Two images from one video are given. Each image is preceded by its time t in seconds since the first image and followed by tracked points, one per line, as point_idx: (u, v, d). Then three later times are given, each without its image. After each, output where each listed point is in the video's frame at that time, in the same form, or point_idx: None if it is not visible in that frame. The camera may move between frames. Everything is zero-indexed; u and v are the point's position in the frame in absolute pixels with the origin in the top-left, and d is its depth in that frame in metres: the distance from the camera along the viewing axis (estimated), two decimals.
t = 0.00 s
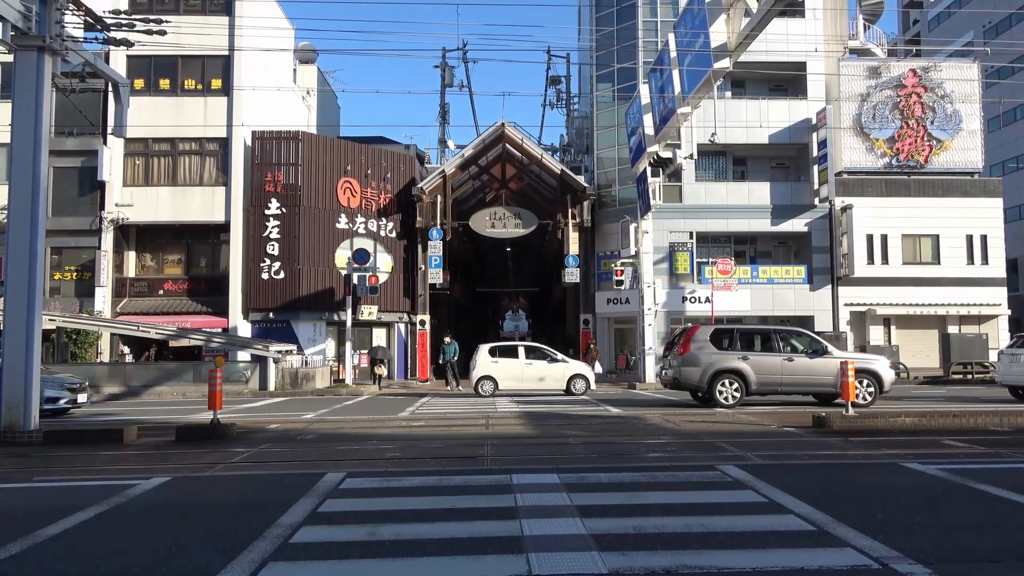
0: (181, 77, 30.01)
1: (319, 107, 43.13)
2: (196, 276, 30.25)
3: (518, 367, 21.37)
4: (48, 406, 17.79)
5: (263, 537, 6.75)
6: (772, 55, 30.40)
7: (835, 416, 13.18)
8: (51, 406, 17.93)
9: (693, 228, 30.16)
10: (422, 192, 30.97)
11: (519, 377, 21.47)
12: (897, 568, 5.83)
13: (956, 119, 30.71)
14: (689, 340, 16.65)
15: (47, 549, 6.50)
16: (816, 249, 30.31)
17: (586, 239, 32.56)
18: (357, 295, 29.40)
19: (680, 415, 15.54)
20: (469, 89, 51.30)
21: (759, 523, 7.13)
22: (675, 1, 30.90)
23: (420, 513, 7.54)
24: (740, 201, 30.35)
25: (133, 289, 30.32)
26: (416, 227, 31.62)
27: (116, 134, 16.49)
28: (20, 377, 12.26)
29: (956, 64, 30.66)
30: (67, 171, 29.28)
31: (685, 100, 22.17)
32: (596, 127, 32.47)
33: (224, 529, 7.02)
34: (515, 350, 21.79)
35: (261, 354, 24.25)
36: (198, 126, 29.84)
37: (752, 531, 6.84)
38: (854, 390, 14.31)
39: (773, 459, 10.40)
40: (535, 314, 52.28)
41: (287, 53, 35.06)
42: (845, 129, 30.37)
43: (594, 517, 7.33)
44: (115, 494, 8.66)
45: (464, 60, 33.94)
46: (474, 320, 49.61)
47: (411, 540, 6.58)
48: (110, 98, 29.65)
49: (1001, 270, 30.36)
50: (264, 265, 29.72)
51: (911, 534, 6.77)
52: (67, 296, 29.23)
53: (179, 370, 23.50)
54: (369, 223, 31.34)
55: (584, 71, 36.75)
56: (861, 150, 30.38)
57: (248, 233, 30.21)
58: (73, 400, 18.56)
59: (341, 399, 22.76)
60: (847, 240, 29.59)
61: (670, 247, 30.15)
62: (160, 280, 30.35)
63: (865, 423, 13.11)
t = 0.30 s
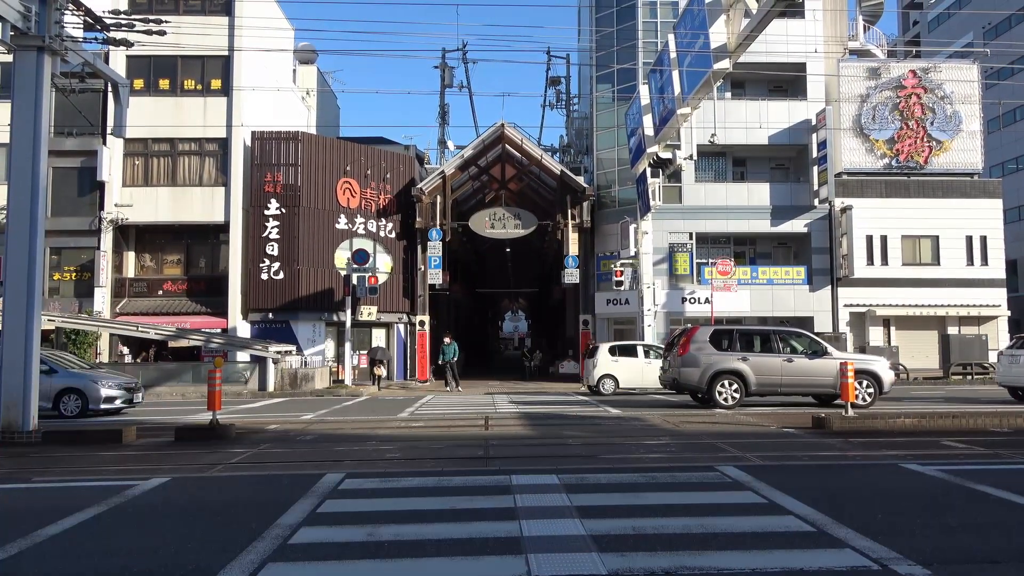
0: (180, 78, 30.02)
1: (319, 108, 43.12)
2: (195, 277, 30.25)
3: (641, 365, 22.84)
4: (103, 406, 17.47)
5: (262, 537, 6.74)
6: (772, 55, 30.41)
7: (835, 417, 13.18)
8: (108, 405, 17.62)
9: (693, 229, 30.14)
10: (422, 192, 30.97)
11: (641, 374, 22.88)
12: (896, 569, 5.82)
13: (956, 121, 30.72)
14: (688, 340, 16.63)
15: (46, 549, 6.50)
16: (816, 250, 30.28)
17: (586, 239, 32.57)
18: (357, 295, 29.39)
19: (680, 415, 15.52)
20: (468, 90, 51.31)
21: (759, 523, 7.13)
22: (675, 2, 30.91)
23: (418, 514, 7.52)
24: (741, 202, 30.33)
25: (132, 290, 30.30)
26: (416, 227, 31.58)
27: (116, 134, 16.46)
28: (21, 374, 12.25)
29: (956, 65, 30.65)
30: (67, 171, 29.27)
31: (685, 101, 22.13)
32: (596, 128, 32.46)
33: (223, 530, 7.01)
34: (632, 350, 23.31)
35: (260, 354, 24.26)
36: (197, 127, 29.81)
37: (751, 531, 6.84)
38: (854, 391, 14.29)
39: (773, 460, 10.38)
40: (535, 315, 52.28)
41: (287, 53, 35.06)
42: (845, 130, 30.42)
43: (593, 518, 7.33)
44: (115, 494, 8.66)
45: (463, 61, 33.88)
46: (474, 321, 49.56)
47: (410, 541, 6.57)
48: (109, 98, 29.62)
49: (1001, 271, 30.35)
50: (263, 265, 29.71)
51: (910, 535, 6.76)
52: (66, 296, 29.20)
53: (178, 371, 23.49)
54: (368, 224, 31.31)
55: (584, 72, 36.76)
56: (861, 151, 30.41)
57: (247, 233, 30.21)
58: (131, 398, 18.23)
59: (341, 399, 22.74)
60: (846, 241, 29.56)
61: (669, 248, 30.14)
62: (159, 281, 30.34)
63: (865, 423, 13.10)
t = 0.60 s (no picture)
0: (180, 78, 30.03)
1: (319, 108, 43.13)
2: (195, 277, 30.27)
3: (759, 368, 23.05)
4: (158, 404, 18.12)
5: (261, 538, 6.75)
6: (771, 56, 30.47)
7: (834, 418, 13.21)
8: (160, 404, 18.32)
9: (693, 230, 30.21)
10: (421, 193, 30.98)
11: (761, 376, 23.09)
12: (895, 570, 5.84)
13: (954, 122, 30.73)
14: (688, 341, 16.65)
15: (46, 549, 6.51)
16: (815, 251, 30.33)
17: (585, 240, 32.59)
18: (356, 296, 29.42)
19: (680, 416, 15.54)
20: (468, 90, 51.34)
21: (757, 524, 7.15)
22: (675, 3, 30.95)
23: (418, 514, 7.54)
24: (740, 203, 30.36)
25: (132, 290, 30.32)
26: (416, 228, 31.59)
27: (115, 134, 16.47)
28: (20, 375, 12.27)
29: (955, 67, 30.63)
30: (66, 171, 29.28)
31: (684, 102, 22.17)
32: (596, 128, 32.48)
33: (223, 530, 7.03)
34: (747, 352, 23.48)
35: (260, 354, 24.27)
36: (197, 127, 29.82)
37: (749, 532, 6.86)
38: (852, 392, 14.32)
39: (772, 461, 10.41)
40: (535, 315, 52.37)
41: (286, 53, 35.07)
42: (845, 132, 30.40)
43: (592, 518, 7.34)
44: (115, 494, 8.67)
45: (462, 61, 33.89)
46: (474, 321, 49.61)
47: (410, 541, 6.59)
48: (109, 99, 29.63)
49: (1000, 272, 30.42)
50: (263, 265, 29.72)
51: (908, 536, 6.79)
52: (65, 296, 29.22)
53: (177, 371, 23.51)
54: (368, 224, 31.32)
55: (584, 73, 36.80)
56: (860, 153, 30.42)
57: (247, 233, 30.23)
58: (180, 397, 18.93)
59: (340, 399, 22.77)
60: (845, 242, 29.60)
61: (668, 249, 30.20)
62: (159, 280, 30.36)
63: (863, 424, 13.13)
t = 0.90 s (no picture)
0: (180, 78, 30.02)
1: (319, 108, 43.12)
2: (194, 277, 30.28)
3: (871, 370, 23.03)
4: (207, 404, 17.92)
5: (261, 538, 6.74)
6: (771, 57, 30.52)
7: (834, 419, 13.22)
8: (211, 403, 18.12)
9: (693, 231, 30.25)
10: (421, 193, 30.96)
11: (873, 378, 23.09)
12: (895, 571, 5.84)
13: (954, 123, 30.72)
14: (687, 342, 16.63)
15: (46, 549, 6.50)
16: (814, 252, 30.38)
17: (585, 240, 32.61)
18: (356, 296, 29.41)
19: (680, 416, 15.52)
20: (468, 91, 51.33)
21: (757, 525, 7.15)
22: (675, 4, 30.93)
23: (417, 515, 7.53)
24: (740, 204, 30.38)
25: (132, 290, 30.32)
26: (416, 227, 31.58)
27: (115, 134, 16.45)
28: (20, 375, 12.25)
29: (955, 67, 30.52)
30: (66, 171, 29.28)
31: (684, 103, 22.16)
32: (596, 129, 32.49)
33: (222, 530, 7.02)
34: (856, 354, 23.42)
35: (260, 354, 24.27)
36: (196, 127, 29.81)
37: (749, 533, 6.85)
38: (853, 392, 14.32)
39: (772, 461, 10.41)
40: (534, 315, 52.36)
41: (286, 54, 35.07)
42: (844, 133, 30.40)
43: (592, 519, 7.34)
44: (114, 494, 8.66)
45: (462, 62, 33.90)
46: (473, 321, 49.58)
47: (408, 542, 6.57)
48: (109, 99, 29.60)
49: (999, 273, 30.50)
50: (263, 266, 29.71)
51: (907, 537, 6.79)
52: (65, 296, 29.23)
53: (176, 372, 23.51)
54: (368, 224, 31.31)
55: (584, 73, 36.81)
56: (860, 154, 30.41)
57: (247, 233, 30.20)
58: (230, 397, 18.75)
59: (339, 399, 22.76)
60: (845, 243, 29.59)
61: (669, 249, 30.21)
62: (159, 281, 30.36)
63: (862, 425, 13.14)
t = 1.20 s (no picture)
0: (181, 78, 30.02)
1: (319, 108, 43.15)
2: (195, 278, 30.37)
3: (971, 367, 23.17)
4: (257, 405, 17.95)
5: (262, 539, 6.76)
6: (771, 58, 30.51)
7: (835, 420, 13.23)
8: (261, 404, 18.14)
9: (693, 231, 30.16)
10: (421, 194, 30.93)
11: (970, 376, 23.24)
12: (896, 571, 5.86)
13: (955, 124, 30.76)
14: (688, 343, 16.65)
15: (48, 549, 6.53)
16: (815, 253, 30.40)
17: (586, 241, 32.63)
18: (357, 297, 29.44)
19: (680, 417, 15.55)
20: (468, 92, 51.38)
21: (758, 525, 7.16)
22: (675, 4, 30.87)
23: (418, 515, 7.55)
24: (741, 204, 30.36)
25: (133, 290, 30.36)
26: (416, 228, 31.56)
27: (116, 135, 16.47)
28: (22, 377, 12.26)
29: (956, 68, 30.44)
30: (66, 171, 29.30)
31: (684, 104, 22.10)
32: (596, 129, 32.52)
33: (224, 531, 7.04)
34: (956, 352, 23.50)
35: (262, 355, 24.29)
36: (197, 127, 29.80)
37: (750, 534, 6.86)
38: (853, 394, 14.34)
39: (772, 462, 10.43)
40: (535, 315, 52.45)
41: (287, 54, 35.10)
42: (845, 133, 30.46)
43: (593, 519, 7.36)
44: (116, 494, 8.68)
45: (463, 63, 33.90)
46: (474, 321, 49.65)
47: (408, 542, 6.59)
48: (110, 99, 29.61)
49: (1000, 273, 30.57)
50: (263, 266, 29.72)
51: (907, 537, 6.80)
52: (66, 296, 29.29)
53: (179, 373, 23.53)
54: (368, 224, 31.50)
55: (585, 74, 36.82)
56: (860, 154, 30.48)
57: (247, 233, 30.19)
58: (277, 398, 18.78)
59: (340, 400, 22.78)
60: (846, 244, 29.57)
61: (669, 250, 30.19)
62: (160, 281, 30.40)
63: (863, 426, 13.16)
